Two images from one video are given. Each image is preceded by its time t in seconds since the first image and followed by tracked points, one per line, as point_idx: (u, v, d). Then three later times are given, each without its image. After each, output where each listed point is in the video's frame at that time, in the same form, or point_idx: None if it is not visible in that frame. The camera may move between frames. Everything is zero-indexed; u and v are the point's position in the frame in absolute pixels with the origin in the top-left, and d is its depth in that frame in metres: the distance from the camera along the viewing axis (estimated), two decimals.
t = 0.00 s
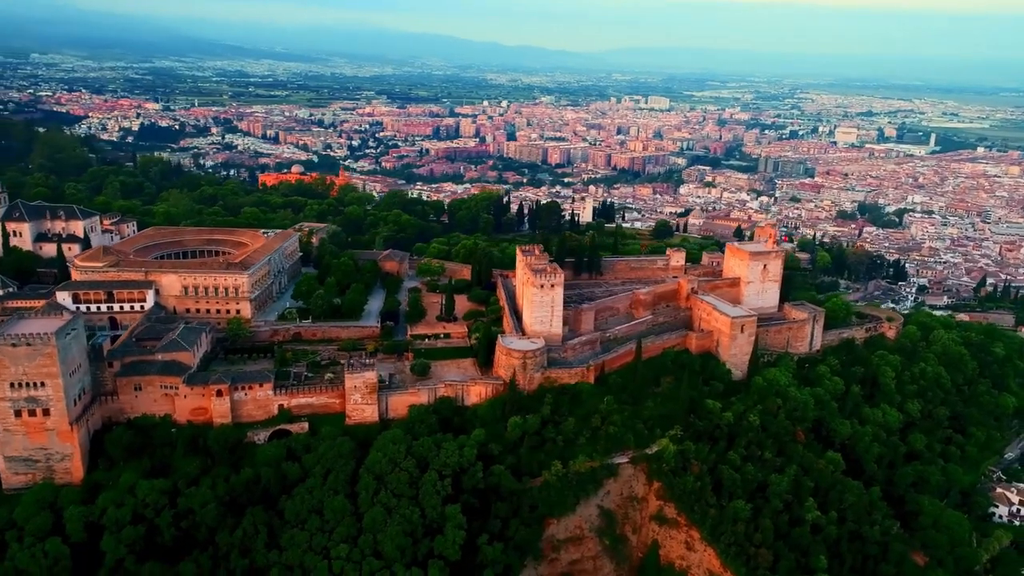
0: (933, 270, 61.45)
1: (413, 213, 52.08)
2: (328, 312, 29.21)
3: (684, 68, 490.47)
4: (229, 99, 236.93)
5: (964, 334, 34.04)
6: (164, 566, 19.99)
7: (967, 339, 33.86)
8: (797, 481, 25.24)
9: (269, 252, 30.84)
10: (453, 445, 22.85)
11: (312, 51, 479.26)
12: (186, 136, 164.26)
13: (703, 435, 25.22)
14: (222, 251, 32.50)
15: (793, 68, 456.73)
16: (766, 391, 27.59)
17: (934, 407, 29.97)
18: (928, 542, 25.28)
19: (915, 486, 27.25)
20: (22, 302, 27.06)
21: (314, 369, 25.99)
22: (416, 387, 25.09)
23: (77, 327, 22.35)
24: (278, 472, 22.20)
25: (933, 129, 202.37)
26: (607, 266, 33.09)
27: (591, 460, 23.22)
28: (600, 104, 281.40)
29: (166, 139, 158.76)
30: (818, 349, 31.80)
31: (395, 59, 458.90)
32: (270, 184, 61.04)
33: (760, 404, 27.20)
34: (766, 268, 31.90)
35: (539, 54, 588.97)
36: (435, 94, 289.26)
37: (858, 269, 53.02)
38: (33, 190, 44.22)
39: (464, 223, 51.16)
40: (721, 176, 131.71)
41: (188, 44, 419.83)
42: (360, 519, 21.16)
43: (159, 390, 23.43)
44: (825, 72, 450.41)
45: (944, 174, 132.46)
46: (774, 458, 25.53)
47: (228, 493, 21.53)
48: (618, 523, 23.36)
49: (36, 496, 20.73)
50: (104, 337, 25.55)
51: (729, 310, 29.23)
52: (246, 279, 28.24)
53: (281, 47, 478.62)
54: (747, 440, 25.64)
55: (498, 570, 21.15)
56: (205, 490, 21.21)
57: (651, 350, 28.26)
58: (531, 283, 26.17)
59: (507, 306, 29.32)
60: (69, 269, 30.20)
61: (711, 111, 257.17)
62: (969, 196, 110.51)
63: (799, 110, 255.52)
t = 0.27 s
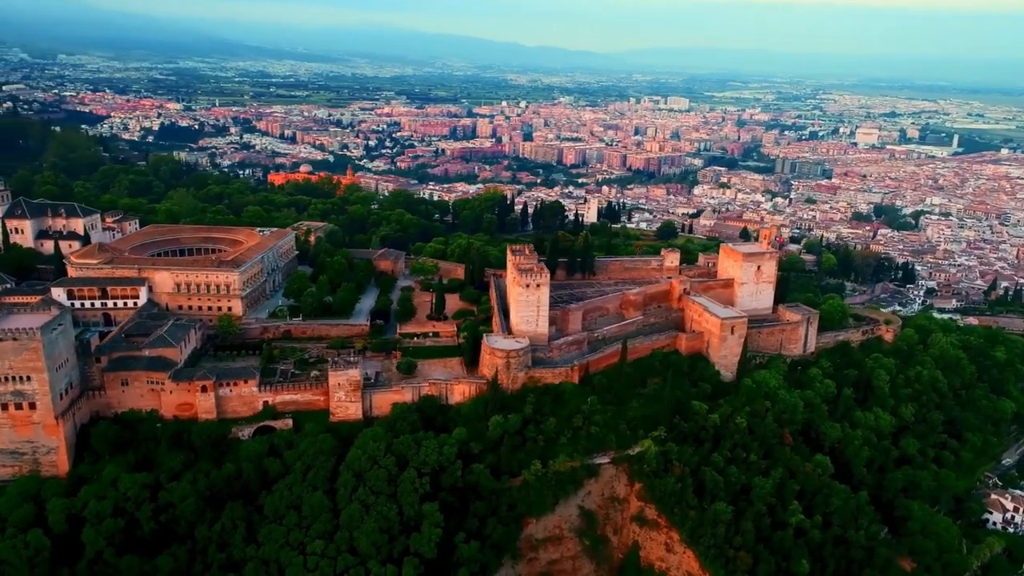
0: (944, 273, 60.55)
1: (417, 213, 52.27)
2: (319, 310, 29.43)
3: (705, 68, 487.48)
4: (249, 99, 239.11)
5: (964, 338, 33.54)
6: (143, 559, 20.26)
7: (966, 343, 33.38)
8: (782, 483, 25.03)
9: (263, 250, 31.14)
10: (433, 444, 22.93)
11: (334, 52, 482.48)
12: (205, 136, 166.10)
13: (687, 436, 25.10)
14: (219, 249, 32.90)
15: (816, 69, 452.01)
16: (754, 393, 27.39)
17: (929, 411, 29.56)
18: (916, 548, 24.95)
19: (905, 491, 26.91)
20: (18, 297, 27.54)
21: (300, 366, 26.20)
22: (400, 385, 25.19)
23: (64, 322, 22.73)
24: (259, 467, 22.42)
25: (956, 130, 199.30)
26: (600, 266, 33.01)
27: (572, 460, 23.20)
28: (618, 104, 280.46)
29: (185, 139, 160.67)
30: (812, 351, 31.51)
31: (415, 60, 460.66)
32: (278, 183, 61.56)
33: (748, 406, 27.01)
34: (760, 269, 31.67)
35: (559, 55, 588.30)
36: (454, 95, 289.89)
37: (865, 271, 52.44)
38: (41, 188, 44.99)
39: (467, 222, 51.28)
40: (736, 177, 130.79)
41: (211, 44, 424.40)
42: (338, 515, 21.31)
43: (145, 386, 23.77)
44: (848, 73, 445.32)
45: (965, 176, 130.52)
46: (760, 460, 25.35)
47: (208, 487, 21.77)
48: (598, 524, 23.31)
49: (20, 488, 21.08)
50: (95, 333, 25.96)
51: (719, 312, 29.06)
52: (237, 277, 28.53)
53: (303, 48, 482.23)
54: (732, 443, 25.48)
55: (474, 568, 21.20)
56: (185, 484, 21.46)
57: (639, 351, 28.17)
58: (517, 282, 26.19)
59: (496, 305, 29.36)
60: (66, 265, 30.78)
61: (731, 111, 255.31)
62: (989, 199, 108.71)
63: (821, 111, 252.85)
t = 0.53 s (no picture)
0: (961, 277, 59.47)
1: (425, 212, 52.48)
2: (315, 308, 29.70)
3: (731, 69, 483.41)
4: (274, 99, 241.67)
5: (968, 343, 32.94)
6: (128, 550, 20.57)
7: (971, 347, 32.81)
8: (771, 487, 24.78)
9: (261, 248, 31.49)
10: (418, 442, 23.02)
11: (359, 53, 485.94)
12: (229, 136, 168.23)
13: (676, 438, 24.95)
14: (220, 246, 33.32)
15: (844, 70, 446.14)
16: (747, 395, 27.15)
17: (928, 416, 29.09)
18: (908, 555, 24.57)
19: (900, 497, 26.51)
20: (20, 293, 28.11)
21: (292, 363, 26.44)
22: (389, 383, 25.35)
23: (59, 317, 23.19)
24: (246, 462, 22.68)
25: (986, 132, 195.51)
26: (597, 266, 32.92)
27: (556, 460, 23.18)
28: (642, 105, 279.19)
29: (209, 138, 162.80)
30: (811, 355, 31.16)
31: (439, 61, 462.29)
32: (291, 182, 62.12)
33: (740, 408, 26.77)
34: (758, 271, 31.37)
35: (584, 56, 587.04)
36: (477, 95, 290.47)
37: (877, 274, 51.71)
38: (56, 185, 45.91)
39: (475, 222, 51.39)
40: (757, 179, 129.55)
41: (239, 45, 429.67)
42: (320, 511, 21.47)
43: (137, 380, 24.14)
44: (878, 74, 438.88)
45: (992, 178, 128.07)
46: (749, 464, 25.11)
47: (194, 481, 22.06)
48: (582, 524, 23.27)
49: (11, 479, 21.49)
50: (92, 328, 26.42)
51: (714, 314, 28.84)
52: (234, 274, 28.88)
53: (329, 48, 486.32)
54: (721, 445, 25.29)
55: (455, 566, 21.24)
56: (172, 478, 21.76)
57: (632, 352, 28.05)
58: (507, 282, 26.22)
59: (490, 304, 29.42)
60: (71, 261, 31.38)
61: (756, 112, 252.91)
62: (1016, 201, 106.51)
63: (848, 112, 249.42)
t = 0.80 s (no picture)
0: (982, 281, 58.30)
1: (436, 212, 52.73)
2: (313, 305, 30.01)
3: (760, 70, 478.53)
4: (300, 99, 244.22)
5: (975, 349, 32.33)
6: (116, 541, 20.94)
7: (978, 353, 32.22)
8: (761, 491, 24.55)
9: (263, 245, 31.90)
10: (404, 439, 23.16)
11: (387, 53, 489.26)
12: (256, 135, 170.42)
13: (665, 440, 24.82)
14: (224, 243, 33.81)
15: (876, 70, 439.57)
16: (742, 398, 26.92)
17: (929, 422, 28.61)
18: (901, 563, 24.19)
19: (897, 504, 26.10)
20: (27, 288, 28.77)
21: (287, 359, 26.75)
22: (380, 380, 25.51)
23: (56, 311, 23.70)
24: (235, 457, 22.99)
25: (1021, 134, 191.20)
26: (597, 267, 32.85)
27: (542, 460, 23.18)
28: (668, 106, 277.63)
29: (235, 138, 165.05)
30: (811, 358, 30.84)
31: (466, 61, 463.91)
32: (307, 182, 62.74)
33: (733, 411, 26.56)
34: (758, 273, 31.10)
35: (611, 56, 585.01)
36: (502, 96, 290.87)
37: (891, 278, 50.93)
38: (73, 183, 46.88)
39: (484, 222, 51.51)
40: (780, 180, 128.13)
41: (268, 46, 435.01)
42: (304, 506, 21.68)
43: (133, 374, 24.57)
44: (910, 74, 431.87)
45: None
46: (740, 467, 24.90)
47: (184, 474, 22.41)
48: (568, 525, 23.24)
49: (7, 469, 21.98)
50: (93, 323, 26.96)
51: (711, 316, 28.65)
52: (233, 271, 29.29)
53: (357, 49, 490.11)
54: (712, 448, 25.11)
55: (437, 564, 21.33)
56: (161, 471, 22.12)
57: (626, 352, 27.93)
58: (500, 281, 26.30)
59: (486, 304, 29.49)
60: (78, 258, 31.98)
61: (784, 113, 250.04)
62: None
63: (879, 113, 245.51)
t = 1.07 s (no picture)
0: (1004, 286, 57.03)
1: (447, 212, 52.95)
2: (312, 303, 30.33)
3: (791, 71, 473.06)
4: (328, 100, 246.54)
5: (983, 355, 31.68)
6: (106, 532, 21.36)
7: (986, 359, 31.59)
8: (752, 495, 24.30)
9: (266, 243, 32.31)
10: (393, 437, 23.31)
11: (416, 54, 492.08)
12: (282, 135, 172.42)
13: (655, 443, 24.69)
14: (229, 241, 34.32)
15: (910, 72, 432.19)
16: (737, 401, 26.68)
17: (931, 429, 28.10)
18: (894, 571, 23.81)
19: (893, 511, 25.68)
20: (35, 282, 29.46)
21: (283, 356, 27.06)
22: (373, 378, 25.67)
23: (56, 305, 24.24)
24: (227, 451, 23.35)
25: None
26: (597, 268, 32.76)
27: (529, 460, 23.19)
28: (695, 106, 275.58)
29: (262, 138, 167.25)
30: (812, 362, 30.44)
31: (494, 62, 464.91)
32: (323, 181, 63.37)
33: (727, 414, 26.33)
34: (759, 276, 30.80)
35: (640, 57, 582.14)
36: (529, 97, 290.93)
37: (907, 282, 50.09)
38: (92, 181, 47.86)
39: (495, 222, 51.62)
40: (805, 182, 126.51)
41: (299, 48, 440.11)
42: (291, 501, 21.91)
43: (130, 368, 25.02)
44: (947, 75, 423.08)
45: None
46: (732, 470, 24.67)
47: (175, 468, 22.76)
48: (555, 525, 23.21)
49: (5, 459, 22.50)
50: (96, 317, 27.50)
51: (708, 318, 28.40)
52: (233, 268, 29.70)
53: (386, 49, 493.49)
54: (703, 451, 24.92)
55: (419, 561, 21.43)
56: (152, 463, 22.51)
57: (620, 354, 27.83)
58: (493, 280, 26.37)
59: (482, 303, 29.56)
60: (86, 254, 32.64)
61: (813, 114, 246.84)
62: None
63: (911, 115, 241.14)
